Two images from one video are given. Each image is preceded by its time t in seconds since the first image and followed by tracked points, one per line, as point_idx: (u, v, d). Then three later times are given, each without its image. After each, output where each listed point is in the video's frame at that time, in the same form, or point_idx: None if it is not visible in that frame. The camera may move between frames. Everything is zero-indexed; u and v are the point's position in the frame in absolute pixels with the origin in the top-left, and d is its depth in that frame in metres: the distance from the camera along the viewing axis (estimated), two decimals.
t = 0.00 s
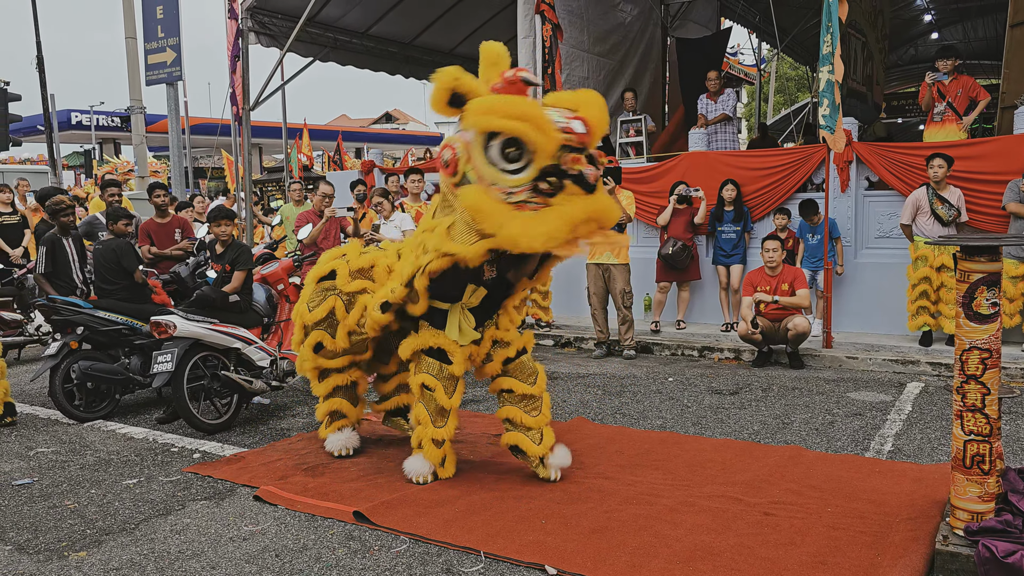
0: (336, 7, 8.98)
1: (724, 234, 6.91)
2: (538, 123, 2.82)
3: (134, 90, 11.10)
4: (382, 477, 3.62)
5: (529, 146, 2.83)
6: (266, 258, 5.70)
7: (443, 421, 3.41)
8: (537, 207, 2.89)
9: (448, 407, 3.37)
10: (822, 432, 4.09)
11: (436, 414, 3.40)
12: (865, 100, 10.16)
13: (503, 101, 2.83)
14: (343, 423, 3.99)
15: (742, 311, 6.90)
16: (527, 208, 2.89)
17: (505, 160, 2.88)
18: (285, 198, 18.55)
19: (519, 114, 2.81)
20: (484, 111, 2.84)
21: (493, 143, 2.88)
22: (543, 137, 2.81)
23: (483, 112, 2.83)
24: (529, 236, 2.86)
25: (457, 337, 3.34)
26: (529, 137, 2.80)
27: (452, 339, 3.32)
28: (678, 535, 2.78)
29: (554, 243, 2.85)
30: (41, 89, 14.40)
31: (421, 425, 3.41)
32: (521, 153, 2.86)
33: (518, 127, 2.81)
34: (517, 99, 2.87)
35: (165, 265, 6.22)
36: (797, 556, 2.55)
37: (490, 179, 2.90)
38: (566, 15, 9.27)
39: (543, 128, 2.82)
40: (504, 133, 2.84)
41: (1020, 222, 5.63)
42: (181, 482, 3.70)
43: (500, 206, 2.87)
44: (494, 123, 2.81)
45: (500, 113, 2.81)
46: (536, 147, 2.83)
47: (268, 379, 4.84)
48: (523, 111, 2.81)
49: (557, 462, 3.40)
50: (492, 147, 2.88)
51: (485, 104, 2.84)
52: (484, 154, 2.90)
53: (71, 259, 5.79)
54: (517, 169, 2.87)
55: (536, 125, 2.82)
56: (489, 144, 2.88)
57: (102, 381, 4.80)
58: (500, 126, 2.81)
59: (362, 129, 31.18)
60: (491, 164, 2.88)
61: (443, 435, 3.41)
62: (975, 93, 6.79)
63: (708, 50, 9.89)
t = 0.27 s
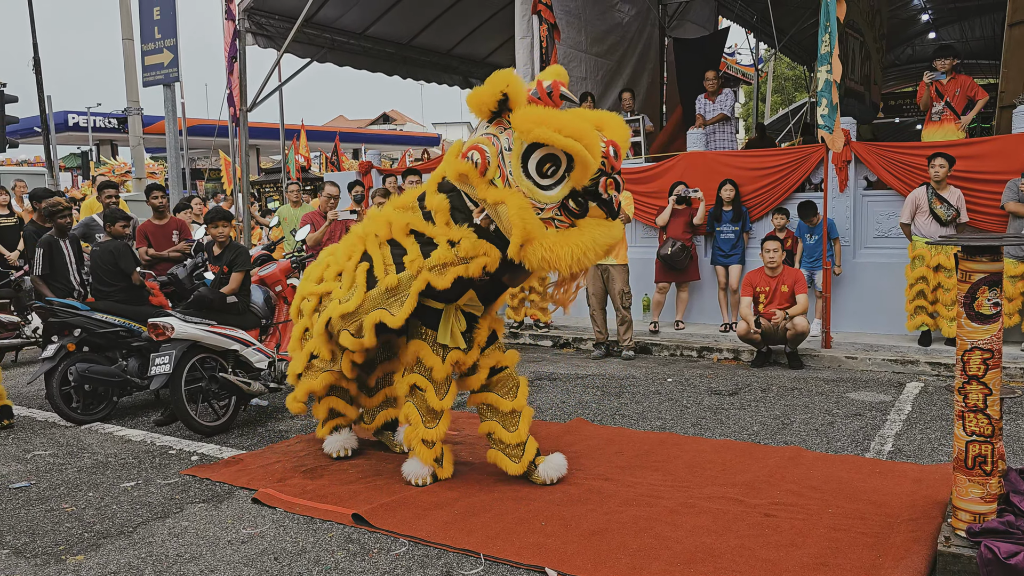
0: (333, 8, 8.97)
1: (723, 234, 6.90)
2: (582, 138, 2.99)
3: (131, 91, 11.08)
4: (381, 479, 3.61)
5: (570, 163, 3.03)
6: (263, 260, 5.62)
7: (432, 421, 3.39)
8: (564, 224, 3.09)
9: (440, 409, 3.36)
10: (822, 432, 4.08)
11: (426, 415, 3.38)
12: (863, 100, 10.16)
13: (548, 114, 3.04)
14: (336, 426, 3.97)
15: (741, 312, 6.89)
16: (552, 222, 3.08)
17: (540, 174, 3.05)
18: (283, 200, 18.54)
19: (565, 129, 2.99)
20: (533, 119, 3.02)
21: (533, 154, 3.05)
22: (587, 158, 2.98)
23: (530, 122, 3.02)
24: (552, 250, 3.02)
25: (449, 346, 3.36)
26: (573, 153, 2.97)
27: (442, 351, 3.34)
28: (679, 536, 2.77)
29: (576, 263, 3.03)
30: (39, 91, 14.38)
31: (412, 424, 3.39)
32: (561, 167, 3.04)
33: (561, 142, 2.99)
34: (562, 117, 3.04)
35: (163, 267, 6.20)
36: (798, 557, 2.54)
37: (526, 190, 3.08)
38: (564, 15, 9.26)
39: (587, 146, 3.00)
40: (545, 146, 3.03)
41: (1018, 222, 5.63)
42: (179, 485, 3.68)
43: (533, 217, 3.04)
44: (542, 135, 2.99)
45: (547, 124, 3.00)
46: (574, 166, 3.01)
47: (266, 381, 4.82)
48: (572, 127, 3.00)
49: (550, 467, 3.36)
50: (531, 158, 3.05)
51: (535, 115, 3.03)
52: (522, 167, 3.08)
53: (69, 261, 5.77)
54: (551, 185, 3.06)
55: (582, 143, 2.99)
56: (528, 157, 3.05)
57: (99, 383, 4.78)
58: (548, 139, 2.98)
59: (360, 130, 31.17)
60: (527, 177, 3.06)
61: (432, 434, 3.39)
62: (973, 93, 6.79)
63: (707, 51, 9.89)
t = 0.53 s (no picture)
0: (327, 7, 8.95)
1: (718, 233, 6.90)
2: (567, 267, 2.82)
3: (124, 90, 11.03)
4: (377, 479, 3.59)
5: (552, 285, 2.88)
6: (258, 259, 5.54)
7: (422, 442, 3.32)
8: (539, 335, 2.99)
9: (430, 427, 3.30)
10: (818, 430, 4.08)
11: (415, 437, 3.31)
12: (857, 98, 10.18)
13: (533, 231, 2.85)
14: (309, 429, 3.90)
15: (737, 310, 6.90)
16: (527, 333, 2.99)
17: (523, 285, 2.91)
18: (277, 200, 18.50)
19: (548, 250, 2.81)
20: (519, 236, 2.84)
21: (517, 270, 2.91)
22: (569, 277, 2.82)
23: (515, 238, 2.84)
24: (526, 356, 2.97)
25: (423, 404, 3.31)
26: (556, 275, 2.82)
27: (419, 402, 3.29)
28: (676, 535, 2.77)
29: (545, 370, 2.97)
30: (31, 91, 14.30)
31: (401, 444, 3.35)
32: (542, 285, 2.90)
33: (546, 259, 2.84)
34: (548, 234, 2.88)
35: (157, 267, 6.17)
36: (796, 555, 2.54)
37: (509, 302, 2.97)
38: (558, 14, 9.26)
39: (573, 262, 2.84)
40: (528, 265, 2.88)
41: (1013, 220, 5.64)
42: (174, 486, 3.66)
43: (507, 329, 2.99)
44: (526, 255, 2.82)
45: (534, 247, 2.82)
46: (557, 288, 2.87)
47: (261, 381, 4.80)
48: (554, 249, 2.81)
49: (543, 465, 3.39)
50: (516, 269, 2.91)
51: (521, 235, 2.83)
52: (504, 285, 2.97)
53: (62, 261, 5.73)
54: (531, 296, 2.93)
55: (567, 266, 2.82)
56: (512, 267, 2.91)
57: (94, 384, 4.76)
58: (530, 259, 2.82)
59: (355, 129, 31.11)
60: (509, 287, 2.94)
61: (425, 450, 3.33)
62: (968, 91, 6.81)
63: (701, 49, 9.90)
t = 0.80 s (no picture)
0: (323, 6, 8.93)
1: (715, 232, 6.91)
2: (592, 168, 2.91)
3: (120, 90, 11.00)
4: (376, 479, 3.59)
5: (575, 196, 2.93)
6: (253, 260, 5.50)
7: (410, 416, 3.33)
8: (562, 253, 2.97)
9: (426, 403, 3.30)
10: (816, 429, 4.08)
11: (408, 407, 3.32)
12: (853, 97, 10.19)
13: (563, 143, 2.93)
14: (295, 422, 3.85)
15: (734, 309, 6.90)
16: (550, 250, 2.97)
17: (546, 200, 2.92)
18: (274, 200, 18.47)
19: (576, 157, 2.89)
20: (544, 146, 2.91)
21: (542, 185, 2.91)
22: (597, 188, 2.90)
23: (541, 151, 2.91)
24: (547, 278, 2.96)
25: (437, 352, 3.29)
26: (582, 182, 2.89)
27: (425, 353, 3.23)
28: (675, 534, 2.76)
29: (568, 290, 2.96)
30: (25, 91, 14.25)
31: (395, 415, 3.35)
32: (565, 197, 2.92)
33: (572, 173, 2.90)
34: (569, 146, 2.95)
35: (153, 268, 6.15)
36: (795, 554, 2.54)
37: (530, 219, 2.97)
38: (555, 13, 9.25)
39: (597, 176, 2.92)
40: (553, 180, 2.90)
41: (1009, 217, 5.65)
42: (171, 487, 3.65)
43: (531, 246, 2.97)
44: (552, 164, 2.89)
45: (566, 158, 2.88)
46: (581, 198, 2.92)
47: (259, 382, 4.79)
48: (581, 159, 2.90)
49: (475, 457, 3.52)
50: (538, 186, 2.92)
51: (549, 143, 2.91)
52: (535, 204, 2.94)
53: (58, 262, 5.71)
54: (554, 211, 2.92)
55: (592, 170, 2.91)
56: (535, 182, 2.91)
57: (91, 385, 4.75)
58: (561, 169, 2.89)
59: (351, 129, 31.07)
60: (533, 202, 2.93)
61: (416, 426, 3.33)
62: (964, 89, 6.82)
63: (698, 48, 9.90)
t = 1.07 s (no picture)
0: (320, 5, 8.91)
1: (713, 230, 6.93)
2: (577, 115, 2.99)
3: (117, 89, 10.98)
4: (374, 478, 3.59)
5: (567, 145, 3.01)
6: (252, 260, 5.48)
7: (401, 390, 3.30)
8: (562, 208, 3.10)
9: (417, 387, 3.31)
10: (814, 427, 4.08)
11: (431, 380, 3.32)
12: (851, 95, 10.19)
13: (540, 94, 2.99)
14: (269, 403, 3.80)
15: (732, 307, 6.91)
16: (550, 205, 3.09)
17: (534, 156, 3.05)
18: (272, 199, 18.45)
19: (555, 107, 2.96)
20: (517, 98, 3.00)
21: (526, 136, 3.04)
22: (581, 135, 2.96)
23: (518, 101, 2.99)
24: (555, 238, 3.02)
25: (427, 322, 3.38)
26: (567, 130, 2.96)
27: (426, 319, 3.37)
28: (674, 533, 2.76)
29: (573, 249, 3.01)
30: (22, 90, 14.21)
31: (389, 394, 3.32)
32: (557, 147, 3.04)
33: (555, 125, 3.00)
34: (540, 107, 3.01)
35: (151, 267, 6.14)
36: (793, 552, 2.54)
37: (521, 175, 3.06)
38: (552, 11, 9.24)
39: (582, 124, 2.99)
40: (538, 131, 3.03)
41: (1006, 215, 5.66)
42: (169, 486, 3.65)
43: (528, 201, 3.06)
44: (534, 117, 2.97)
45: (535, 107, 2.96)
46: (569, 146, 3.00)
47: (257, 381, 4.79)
48: (560, 105, 2.98)
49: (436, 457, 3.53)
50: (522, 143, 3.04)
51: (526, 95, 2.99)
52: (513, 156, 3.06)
53: (55, 262, 5.70)
54: (543, 167, 3.06)
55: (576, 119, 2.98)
56: (519, 139, 3.04)
57: (88, 384, 4.74)
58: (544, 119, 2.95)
59: (349, 128, 31.04)
60: (519, 160, 3.06)
61: (409, 401, 3.26)
62: (961, 87, 6.83)
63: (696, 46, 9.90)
